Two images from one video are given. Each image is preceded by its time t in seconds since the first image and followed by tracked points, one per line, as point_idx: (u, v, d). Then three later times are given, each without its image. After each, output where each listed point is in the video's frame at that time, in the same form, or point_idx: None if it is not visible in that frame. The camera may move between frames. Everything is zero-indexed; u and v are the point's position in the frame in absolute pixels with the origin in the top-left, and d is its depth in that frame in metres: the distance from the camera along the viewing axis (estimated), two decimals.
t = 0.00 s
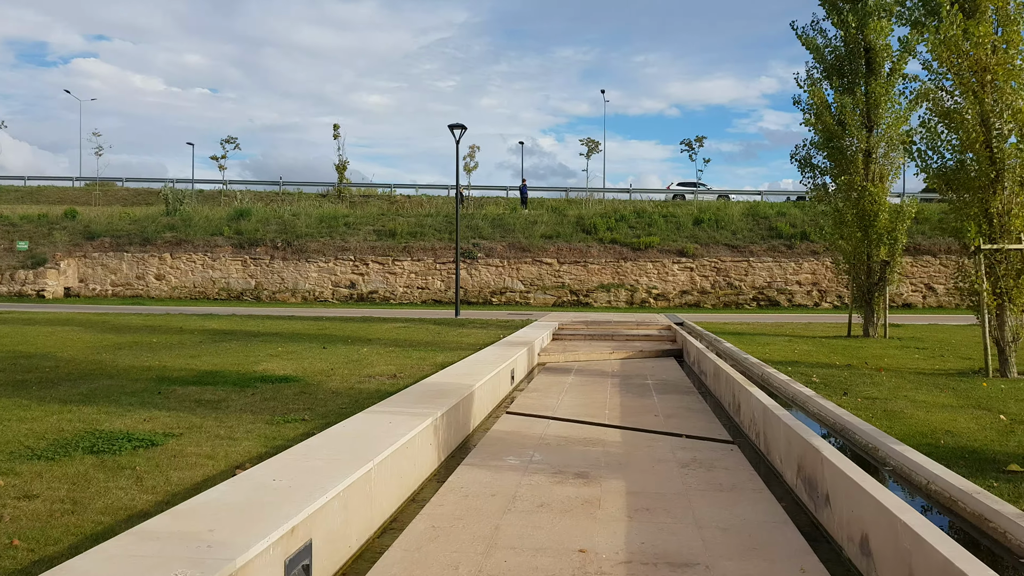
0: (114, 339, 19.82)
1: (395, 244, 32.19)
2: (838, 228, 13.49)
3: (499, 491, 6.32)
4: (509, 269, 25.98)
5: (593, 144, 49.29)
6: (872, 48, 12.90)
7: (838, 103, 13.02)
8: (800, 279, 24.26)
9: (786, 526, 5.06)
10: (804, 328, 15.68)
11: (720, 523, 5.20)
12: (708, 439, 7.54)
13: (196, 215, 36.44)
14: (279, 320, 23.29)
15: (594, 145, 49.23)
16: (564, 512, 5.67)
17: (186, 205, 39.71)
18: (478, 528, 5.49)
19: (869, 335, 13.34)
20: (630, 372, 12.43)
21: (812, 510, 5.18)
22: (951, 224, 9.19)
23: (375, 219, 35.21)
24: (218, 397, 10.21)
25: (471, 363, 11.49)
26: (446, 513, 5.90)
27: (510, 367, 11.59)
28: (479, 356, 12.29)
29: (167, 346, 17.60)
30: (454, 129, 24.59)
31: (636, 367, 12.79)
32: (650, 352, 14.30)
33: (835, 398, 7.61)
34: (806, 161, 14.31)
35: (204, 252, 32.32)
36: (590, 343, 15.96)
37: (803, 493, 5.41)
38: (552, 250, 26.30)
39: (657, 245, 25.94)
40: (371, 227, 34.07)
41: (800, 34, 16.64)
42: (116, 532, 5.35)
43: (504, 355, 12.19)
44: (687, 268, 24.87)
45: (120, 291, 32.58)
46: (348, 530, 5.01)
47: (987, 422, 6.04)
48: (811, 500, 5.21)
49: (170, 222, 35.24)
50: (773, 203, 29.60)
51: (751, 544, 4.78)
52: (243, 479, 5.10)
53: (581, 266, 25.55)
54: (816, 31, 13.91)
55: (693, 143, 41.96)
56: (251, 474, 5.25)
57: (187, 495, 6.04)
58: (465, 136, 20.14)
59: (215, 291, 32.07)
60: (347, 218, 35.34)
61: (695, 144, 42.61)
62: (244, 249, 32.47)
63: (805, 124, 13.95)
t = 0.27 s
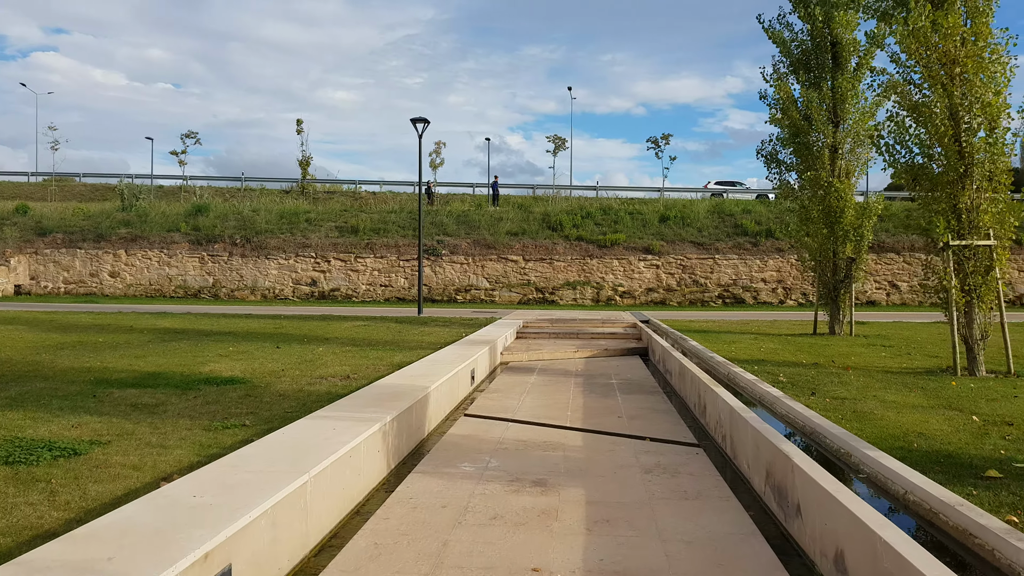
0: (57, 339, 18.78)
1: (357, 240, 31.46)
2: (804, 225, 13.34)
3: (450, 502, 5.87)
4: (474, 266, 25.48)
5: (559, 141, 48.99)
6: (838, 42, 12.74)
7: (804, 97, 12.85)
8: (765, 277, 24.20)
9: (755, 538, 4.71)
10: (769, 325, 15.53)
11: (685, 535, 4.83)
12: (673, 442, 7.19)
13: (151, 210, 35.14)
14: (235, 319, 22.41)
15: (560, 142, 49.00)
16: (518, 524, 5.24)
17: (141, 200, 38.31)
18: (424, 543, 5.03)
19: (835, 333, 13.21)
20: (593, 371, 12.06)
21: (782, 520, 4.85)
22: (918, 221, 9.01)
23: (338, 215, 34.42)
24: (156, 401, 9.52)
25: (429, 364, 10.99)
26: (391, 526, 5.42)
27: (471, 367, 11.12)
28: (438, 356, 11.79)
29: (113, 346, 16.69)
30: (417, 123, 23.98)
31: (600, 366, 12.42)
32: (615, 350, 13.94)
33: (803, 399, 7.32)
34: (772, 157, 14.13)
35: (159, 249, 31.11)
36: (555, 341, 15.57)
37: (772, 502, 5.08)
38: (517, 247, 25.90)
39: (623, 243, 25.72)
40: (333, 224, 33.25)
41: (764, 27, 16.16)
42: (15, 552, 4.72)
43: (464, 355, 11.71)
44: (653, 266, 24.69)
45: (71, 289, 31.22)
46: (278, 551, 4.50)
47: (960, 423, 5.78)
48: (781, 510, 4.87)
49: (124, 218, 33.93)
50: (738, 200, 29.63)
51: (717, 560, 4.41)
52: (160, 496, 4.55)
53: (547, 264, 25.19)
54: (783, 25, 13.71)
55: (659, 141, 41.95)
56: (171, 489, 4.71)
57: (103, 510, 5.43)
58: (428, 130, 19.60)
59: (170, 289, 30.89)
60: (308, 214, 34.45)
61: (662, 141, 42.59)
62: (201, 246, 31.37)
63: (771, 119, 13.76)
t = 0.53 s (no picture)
0: None
1: (310, 238, 30.52)
2: (763, 226, 13.21)
3: (392, 524, 5.41)
4: (431, 265, 24.92)
5: (519, 139, 48.63)
6: (796, 42, 12.63)
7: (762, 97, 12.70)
8: (722, 276, 24.25)
9: (717, 561, 4.38)
10: (728, 326, 15.40)
11: (642, 559, 4.47)
12: (630, 451, 6.86)
13: (94, 206, 33.57)
14: (179, 319, 21.40)
15: (520, 139, 48.63)
16: (465, 549, 4.81)
17: (83, 195, 36.60)
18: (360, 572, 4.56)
19: (792, 335, 13.11)
20: (551, 373, 11.67)
21: (746, 539, 4.54)
22: (876, 223, 8.86)
23: (291, 211, 33.39)
24: (79, 411, 8.78)
25: (378, 368, 10.46)
26: (324, 553, 4.94)
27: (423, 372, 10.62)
28: (390, 360, 11.26)
29: (43, 349, 15.65)
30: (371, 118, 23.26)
31: (558, 368, 12.05)
32: (574, 352, 13.59)
33: (764, 404, 7.05)
34: (730, 157, 13.96)
35: (102, 246, 29.64)
36: (512, 342, 15.17)
37: (735, 519, 4.76)
38: (476, 246, 25.44)
39: (582, 242, 25.48)
40: (286, 221, 32.25)
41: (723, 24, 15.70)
42: None
43: (417, 358, 11.20)
44: (612, 265, 24.52)
45: (9, 287, 29.61)
46: None
47: (924, 431, 5.54)
48: (745, 528, 4.56)
49: (66, 214, 32.35)
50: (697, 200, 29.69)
51: None
52: (51, 531, 3.99)
53: (506, 263, 24.80)
54: (742, 24, 13.52)
55: (618, 140, 41.95)
56: (65, 523, 4.15)
57: None
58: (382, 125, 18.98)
59: (114, 288, 29.47)
60: (259, 211, 33.34)
61: (621, 141, 42.64)
62: (147, 243, 30.01)
63: (729, 119, 13.59)
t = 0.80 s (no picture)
0: None
1: (239, 233, 29.00)
2: (702, 224, 13.17)
3: (307, 543, 4.85)
4: (366, 262, 24.14)
5: (458, 136, 48.00)
6: (735, 39, 12.62)
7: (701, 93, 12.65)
8: (659, 275, 24.36)
9: None
10: (665, 324, 15.32)
11: None
12: (568, 454, 6.50)
13: None
14: (91, 317, 19.91)
15: (459, 136, 48.04)
16: (387, 570, 4.32)
17: None
18: None
19: (729, 333, 13.10)
20: (488, 373, 11.21)
21: (691, 550, 4.23)
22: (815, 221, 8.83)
23: (218, 204, 31.70)
24: None
25: (304, 370, 9.77)
26: None
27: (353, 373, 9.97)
28: (317, 360, 10.55)
29: None
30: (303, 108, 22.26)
31: (494, 368, 11.60)
32: (511, 350, 13.16)
33: (705, 404, 6.83)
34: (669, 154, 13.85)
35: (11, 241, 27.42)
36: (449, 341, 14.66)
37: (679, 529, 4.46)
38: (413, 243, 24.77)
39: (521, 239, 25.18)
40: (213, 215, 30.56)
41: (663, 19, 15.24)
42: None
43: (346, 358, 10.54)
44: (551, 263, 24.33)
45: None
46: None
47: (869, 431, 5.41)
48: (690, 539, 4.25)
49: None
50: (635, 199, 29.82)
51: None
52: None
53: (443, 260, 24.29)
54: (681, 19, 13.43)
55: (557, 138, 41.87)
56: None
57: None
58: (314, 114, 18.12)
59: (26, 284, 27.35)
60: (184, 204, 31.44)
61: (560, 139, 42.62)
62: (62, 237, 27.91)
63: (668, 115, 13.50)
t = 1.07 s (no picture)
0: None
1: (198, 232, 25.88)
2: (670, 223, 12.96)
3: (244, 564, 4.15)
4: (328, 262, 23.43)
5: (421, 135, 47.29)
6: (705, 35, 12.45)
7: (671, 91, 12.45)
8: (625, 276, 24.11)
9: None
10: (633, 327, 14.95)
11: None
12: (535, 465, 5.89)
13: None
14: (28, 317, 18.49)
15: (422, 136, 47.32)
16: None
17: None
18: None
19: (697, 335, 12.89)
20: (451, 376, 10.58)
21: None
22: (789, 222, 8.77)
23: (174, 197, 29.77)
24: None
25: (254, 376, 8.55)
26: None
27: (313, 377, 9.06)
28: (273, 365, 9.56)
29: None
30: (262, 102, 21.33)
31: (458, 371, 10.96)
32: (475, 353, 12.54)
33: (679, 412, 6.40)
34: (636, 152, 13.55)
35: None
36: (410, 343, 13.95)
37: (659, 557, 3.95)
38: (375, 243, 24.09)
39: (486, 240, 24.72)
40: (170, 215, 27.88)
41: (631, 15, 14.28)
42: None
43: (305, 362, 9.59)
44: (516, 264, 23.93)
45: None
46: None
47: (851, 442, 5.15)
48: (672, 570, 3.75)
49: None
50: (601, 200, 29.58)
51: None
52: None
53: (406, 260, 23.70)
54: (649, 15, 13.17)
55: (522, 138, 41.50)
56: None
57: None
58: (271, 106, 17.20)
59: None
60: (141, 204, 28.59)
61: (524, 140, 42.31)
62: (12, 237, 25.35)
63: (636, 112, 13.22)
